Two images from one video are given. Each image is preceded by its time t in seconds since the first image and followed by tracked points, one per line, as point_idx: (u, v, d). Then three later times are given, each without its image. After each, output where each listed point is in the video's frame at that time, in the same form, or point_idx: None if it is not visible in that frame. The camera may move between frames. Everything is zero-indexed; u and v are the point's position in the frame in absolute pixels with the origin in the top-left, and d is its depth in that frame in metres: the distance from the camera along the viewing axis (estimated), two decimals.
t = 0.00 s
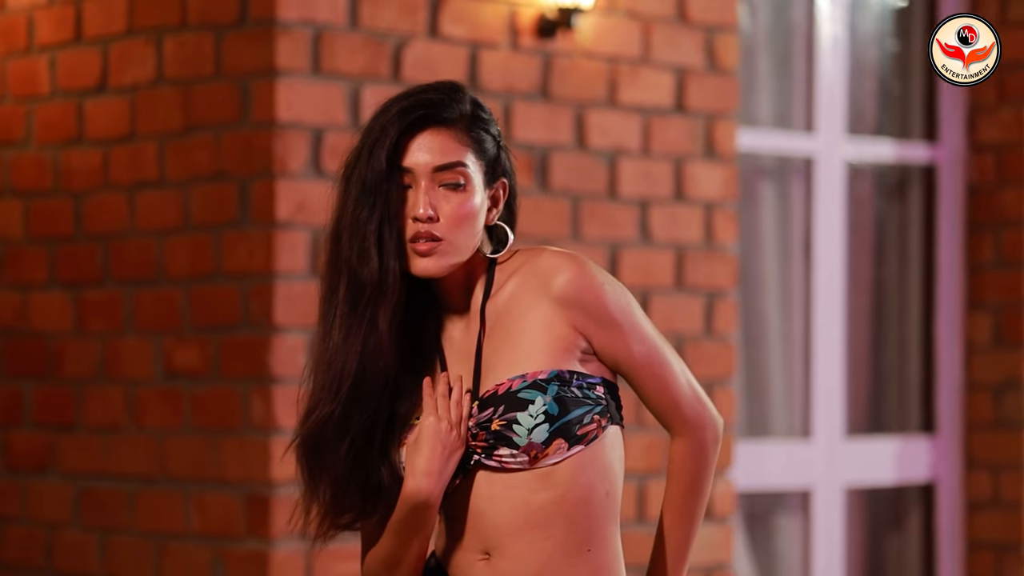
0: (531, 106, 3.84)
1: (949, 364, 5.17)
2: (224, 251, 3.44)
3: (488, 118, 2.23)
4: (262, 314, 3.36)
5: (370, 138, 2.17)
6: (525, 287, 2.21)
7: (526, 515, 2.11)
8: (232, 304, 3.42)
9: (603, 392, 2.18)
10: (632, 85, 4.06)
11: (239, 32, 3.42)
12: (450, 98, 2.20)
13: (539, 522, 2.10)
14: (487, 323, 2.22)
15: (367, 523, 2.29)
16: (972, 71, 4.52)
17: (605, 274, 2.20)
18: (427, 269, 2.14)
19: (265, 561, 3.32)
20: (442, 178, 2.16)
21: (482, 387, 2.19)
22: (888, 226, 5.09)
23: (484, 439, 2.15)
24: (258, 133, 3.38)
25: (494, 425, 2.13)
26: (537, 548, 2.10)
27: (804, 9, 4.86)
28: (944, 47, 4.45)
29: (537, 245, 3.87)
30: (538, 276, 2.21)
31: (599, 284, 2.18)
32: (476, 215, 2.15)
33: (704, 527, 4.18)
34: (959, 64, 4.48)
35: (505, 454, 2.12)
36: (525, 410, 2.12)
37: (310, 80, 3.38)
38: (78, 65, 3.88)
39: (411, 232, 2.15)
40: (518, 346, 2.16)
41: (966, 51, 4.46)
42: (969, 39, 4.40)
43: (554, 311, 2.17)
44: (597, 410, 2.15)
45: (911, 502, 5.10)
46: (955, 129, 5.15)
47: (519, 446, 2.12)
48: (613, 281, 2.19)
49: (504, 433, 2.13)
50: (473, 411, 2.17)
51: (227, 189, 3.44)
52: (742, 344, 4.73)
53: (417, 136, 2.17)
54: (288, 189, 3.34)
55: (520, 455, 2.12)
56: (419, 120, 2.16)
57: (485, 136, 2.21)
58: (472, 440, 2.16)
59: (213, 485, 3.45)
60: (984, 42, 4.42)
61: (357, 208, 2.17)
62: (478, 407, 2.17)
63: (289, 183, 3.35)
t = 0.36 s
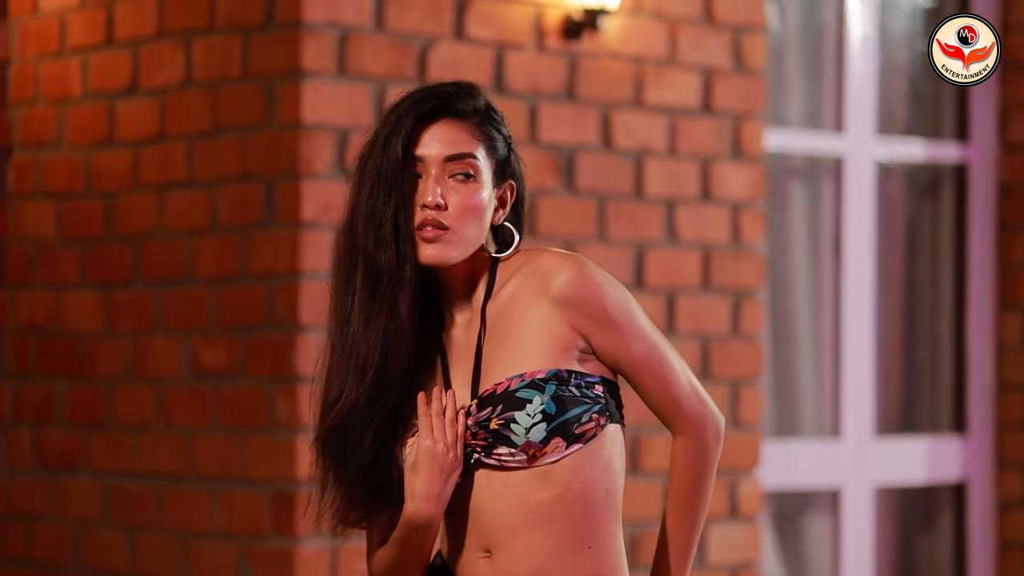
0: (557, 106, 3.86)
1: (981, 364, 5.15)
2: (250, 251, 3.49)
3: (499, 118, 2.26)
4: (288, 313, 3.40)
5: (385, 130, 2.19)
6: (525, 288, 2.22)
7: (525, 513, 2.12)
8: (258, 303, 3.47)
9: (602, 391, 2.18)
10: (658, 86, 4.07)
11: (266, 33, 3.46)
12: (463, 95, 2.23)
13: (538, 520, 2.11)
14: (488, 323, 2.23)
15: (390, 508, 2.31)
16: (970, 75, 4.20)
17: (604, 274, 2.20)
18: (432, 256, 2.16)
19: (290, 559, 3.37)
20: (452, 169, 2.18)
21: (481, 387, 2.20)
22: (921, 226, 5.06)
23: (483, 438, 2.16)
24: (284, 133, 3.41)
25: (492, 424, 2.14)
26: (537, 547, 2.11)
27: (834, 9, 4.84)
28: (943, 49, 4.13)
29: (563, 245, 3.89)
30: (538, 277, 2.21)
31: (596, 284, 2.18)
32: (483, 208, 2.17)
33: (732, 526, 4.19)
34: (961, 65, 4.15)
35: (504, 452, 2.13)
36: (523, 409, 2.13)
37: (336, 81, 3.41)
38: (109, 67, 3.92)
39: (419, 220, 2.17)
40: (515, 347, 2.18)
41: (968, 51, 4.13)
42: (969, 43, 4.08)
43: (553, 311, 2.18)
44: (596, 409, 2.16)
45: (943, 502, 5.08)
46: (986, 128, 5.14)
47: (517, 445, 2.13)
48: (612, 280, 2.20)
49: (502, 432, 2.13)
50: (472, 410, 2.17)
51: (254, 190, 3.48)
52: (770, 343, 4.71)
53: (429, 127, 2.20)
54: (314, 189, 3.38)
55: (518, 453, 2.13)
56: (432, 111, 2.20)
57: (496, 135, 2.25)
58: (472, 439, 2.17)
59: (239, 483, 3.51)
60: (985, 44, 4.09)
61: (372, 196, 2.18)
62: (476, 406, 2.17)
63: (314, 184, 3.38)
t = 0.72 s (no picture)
0: (572, 108, 3.88)
1: (999, 364, 5.15)
2: (266, 251, 3.53)
3: (500, 118, 2.29)
4: (303, 313, 3.44)
5: (390, 123, 2.23)
6: (518, 285, 2.23)
7: (517, 507, 2.14)
8: (274, 303, 3.51)
9: (593, 387, 2.20)
10: (673, 88, 4.08)
11: (282, 36, 3.50)
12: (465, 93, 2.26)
13: (529, 514, 2.13)
14: (481, 320, 2.25)
15: (386, 500, 2.32)
16: (971, 74, 4.17)
17: (595, 271, 2.22)
18: (428, 248, 2.18)
19: (306, 556, 3.41)
20: (453, 163, 2.21)
21: (474, 383, 2.22)
22: (940, 228, 5.06)
23: (475, 433, 2.17)
24: (299, 136, 3.45)
25: (484, 418, 2.16)
26: (528, 541, 2.13)
27: (852, 11, 4.85)
28: (944, 48, 4.12)
29: (578, 246, 3.91)
30: (531, 275, 2.23)
31: (587, 282, 2.20)
32: (481, 204, 2.20)
33: (747, 525, 4.20)
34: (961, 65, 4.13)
35: (496, 447, 2.15)
36: (515, 404, 2.15)
37: (351, 84, 3.45)
38: (129, 69, 3.97)
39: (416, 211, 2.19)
40: (508, 345, 2.20)
41: (968, 52, 4.11)
42: (969, 43, 4.05)
43: (545, 308, 2.20)
44: (587, 404, 2.17)
45: (962, 503, 5.08)
46: (1006, 130, 5.13)
47: (508, 439, 2.14)
48: (603, 278, 2.21)
49: (494, 427, 2.15)
50: (463, 403, 2.18)
51: (270, 191, 3.53)
52: (787, 343, 4.72)
53: (432, 122, 2.23)
54: (329, 190, 3.42)
55: (509, 447, 2.14)
56: (435, 106, 2.23)
57: (497, 134, 2.28)
58: (463, 434, 2.18)
59: (256, 481, 3.56)
60: (986, 44, 4.05)
61: (373, 188, 2.22)
62: (468, 400, 2.19)
63: (329, 184, 3.42)
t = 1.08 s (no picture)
0: (588, 110, 3.91)
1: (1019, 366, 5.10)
2: (284, 252, 3.59)
3: (501, 120, 2.34)
4: (319, 312, 3.50)
5: (392, 121, 2.28)
6: (516, 283, 2.27)
7: (513, 502, 2.17)
8: (292, 303, 3.57)
9: (588, 383, 2.23)
10: (690, 89, 4.10)
11: (299, 38, 3.56)
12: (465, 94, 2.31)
13: (525, 509, 2.17)
14: (479, 317, 2.29)
15: (381, 494, 2.36)
16: (970, 75, 4.16)
17: (590, 270, 2.26)
18: (427, 242, 2.22)
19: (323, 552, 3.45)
20: (454, 160, 2.26)
21: (471, 378, 2.26)
22: (959, 229, 5.04)
23: (472, 427, 2.20)
24: (317, 137, 3.50)
25: (480, 413, 2.20)
26: (525, 536, 2.17)
27: (870, 13, 4.85)
28: (943, 49, 4.08)
29: (594, 246, 3.94)
30: (528, 273, 2.27)
31: (582, 281, 2.24)
32: (480, 201, 2.24)
33: (764, 524, 4.22)
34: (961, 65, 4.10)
35: (492, 441, 2.18)
36: (510, 399, 2.18)
37: (368, 85, 3.50)
38: (150, 72, 4.02)
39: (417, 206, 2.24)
40: (504, 342, 2.24)
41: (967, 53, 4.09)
42: (968, 43, 4.03)
43: (541, 305, 2.24)
44: (582, 401, 2.21)
45: (981, 503, 5.07)
46: None
47: (504, 434, 2.18)
48: (598, 277, 2.25)
49: (490, 422, 2.19)
50: (460, 399, 2.22)
51: (288, 193, 3.58)
52: (805, 343, 4.74)
53: (435, 119, 2.28)
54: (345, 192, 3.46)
55: (505, 442, 2.18)
56: (437, 104, 2.28)
57: (498, 135, 2.32)
58: (460, 430, 2.21)
59: (273, 478, 3.62)
60: (985, 43, 4.05)
61: (375, 183, 2.28)
62: (465, 396, 2.22)
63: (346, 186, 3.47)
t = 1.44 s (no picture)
0: (601, 110, 3.95)
1: None
2: (299, 249, 3.68)
3: (499, 120, 2.39)
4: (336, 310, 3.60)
5: (391, 120, 2.33)
6: (511, 282, 2.32)
7: (505, 497, 2.22)
8: (306, 303, 3.67)
9: (580, 380, 2.28)
10: (703, 90, 4.13)
11: (314, 40, 3.64)
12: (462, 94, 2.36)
13: (518, 504, 2.21)
14: (474, 315, 2.33)
15: (380, 490, 2.38)
16: (970, 75, 4.14)
17: (584, 269, 2.31)
18: (424, 237, 2.28)
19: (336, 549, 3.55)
20: (451, 157, 2.30)
21: (465, 374, 2.29)
22: (973, 227, 5.03)
23: (465, 423, 2.24)
24: (330, 137, 3.59)
25: (473, 409, 2.23)
26: (518, 531, 2.21)
27: (887, 13, 4.82)
28: (943, 49, 4.09)
29: (607, 245, 3.97)
30: (523, 272, 2.32)
31: (575, 280, 2.29)
32: (476, 199, 2.29)
33: (777, 521, 4.24)
34: (961, 65, 4.10)
35: (484, 437, 2.22)
36: (502, 396, 2.23)
37: (380, 86, 3.58)
38: (170, 73, 4.08)
39: (414, 201, 2.29)
40: (497, 339, 2.28)
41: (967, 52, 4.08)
42: (968, 43, 4.03)
43: (535, 304, 2.28)
44: (573, 398, 2.26)
45: (997, 501, 5.06)
46: None
47: (496, 430, 2.22)
48: (592, 275, 2.30)
49: (483, 418, 2.23)
50: (454, 395, 2.26)
51: (302, 192, 3.67)
52: (821, 343, 4.70)
53: (433, 118, 2.33)
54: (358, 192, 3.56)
55: (497, 438, 2.22)
56: (436, 103, 2.33)
57: (496, 135, 2.37)
58: (455, 425, 2.24)
59: (290, 475, 3.71)
60: (986, 43, 4.04)
61: (372, 184, 2.32)
62: (459, 392, 2.26)
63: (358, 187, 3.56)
